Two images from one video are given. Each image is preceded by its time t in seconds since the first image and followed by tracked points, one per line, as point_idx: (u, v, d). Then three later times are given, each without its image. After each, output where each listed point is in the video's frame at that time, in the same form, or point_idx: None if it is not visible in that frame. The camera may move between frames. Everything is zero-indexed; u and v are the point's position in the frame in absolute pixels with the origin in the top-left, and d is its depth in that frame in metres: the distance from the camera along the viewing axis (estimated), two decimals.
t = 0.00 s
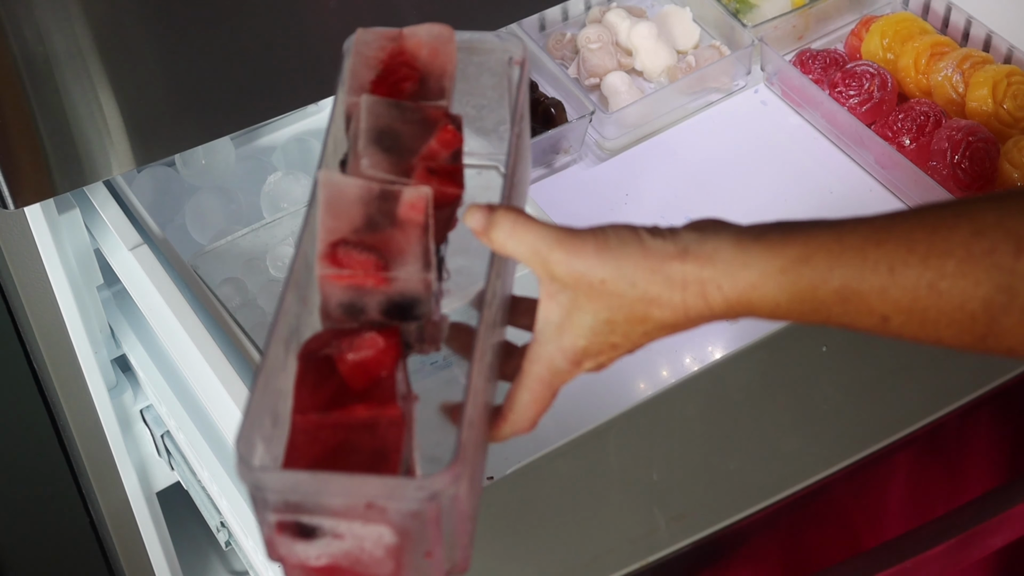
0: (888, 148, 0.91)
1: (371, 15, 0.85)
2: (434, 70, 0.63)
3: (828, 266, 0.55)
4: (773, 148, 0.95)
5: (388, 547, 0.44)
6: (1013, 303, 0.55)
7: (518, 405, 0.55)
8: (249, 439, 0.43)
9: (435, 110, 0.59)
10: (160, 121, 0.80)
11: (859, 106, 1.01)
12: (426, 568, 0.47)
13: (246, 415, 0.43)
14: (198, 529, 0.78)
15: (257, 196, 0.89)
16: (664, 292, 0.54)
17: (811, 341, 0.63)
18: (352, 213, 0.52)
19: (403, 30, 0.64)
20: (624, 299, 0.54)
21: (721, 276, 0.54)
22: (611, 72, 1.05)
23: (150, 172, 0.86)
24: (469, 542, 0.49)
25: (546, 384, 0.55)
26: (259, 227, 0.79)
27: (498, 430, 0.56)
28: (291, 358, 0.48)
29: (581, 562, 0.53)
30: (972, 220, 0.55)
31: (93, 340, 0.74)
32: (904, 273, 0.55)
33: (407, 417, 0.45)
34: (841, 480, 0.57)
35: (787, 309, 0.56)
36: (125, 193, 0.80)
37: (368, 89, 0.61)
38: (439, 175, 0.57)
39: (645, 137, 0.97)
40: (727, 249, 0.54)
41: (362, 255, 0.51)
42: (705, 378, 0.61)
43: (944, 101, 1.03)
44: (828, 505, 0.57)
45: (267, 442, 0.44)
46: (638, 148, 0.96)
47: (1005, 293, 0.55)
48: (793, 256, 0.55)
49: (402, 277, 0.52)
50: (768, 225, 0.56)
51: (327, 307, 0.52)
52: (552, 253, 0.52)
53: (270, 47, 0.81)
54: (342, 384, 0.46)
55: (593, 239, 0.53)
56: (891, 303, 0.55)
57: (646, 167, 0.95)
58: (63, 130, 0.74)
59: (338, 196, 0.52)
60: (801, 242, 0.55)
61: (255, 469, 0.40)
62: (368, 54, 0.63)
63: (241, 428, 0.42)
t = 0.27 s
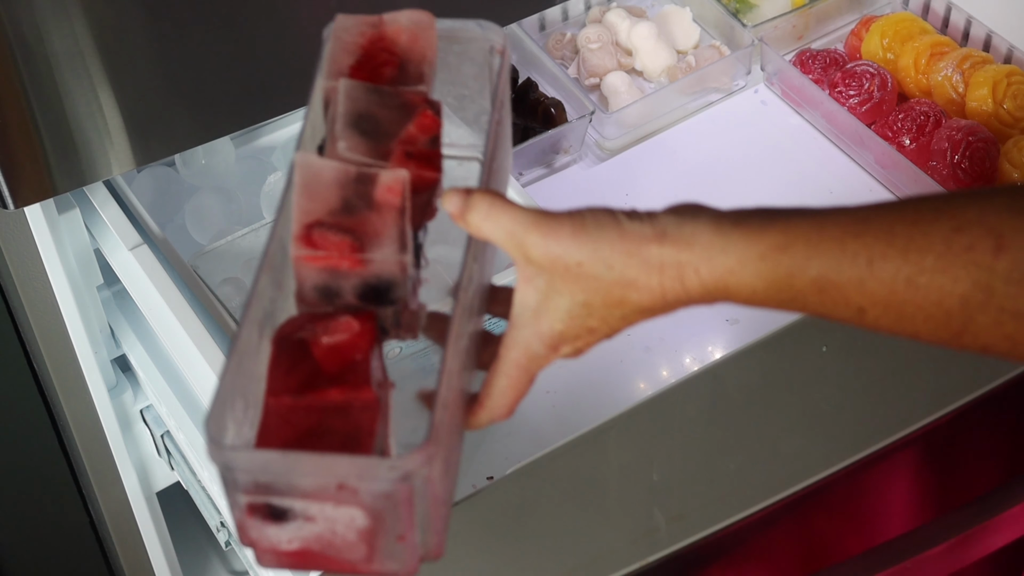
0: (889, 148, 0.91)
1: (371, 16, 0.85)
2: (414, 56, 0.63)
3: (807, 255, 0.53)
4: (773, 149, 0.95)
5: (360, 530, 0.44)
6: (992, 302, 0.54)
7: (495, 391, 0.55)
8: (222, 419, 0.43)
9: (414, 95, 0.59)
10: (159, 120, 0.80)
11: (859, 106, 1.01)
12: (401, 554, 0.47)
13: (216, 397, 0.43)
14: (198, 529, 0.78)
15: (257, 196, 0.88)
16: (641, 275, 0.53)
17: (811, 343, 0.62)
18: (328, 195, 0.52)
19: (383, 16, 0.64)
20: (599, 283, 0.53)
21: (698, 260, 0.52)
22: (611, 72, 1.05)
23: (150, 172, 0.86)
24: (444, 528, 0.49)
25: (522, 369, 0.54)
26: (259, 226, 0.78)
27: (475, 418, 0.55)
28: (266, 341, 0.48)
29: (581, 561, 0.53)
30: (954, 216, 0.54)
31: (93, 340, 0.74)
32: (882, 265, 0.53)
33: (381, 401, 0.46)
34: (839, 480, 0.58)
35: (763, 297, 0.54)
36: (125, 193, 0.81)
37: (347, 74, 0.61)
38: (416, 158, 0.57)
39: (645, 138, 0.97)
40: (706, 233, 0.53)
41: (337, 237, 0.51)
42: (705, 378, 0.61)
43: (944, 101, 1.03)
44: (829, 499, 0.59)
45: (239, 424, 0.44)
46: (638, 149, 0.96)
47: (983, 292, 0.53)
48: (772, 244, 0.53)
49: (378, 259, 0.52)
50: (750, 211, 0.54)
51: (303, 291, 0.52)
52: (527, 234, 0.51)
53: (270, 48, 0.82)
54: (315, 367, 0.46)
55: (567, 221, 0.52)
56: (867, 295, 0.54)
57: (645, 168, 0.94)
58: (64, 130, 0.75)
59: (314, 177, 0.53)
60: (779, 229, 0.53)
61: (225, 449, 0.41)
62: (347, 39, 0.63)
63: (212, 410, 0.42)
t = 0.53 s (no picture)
0: (888, 148, 0.92)
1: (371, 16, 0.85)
2: (392, 29, 0.63)
3: (802, 241, 0.52)
4: (773, 149, 0.95)
5: (345, 518, 0.45)
6: (987, 301, 0.52)
7: (482, 372, 0.55)
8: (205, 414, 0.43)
9: (393, 70, 0.60)
10: (159, 120, 0.80)
11: (859, 106, 1.01)
12: (388, 540, 0.47)
13: (195, 385, 0.43)
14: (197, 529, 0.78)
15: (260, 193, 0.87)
16: (629, 254, 0.53)
17: (810, 343, 0.62)
18: (306, 175, 0.53)
19: None
20: (588, 261, 0.53)
21: (688, 237, 0.52)
22: (611, 71, 1.05)
23: (150, 173, 0.86)
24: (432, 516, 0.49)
25: (508, 350, 0.55)
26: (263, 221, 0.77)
27: (462, 400, 0.56)
28: (246, 324, 0.49)
29: (581, 562, 0.53)
30: (954, 210, 0.52)
31: (92, 340, 0.74)
32: (878, 257, 0.52)
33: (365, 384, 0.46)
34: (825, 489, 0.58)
35: (755, 280, 0.54)
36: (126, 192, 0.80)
37: (324, 50, 0.62)
38: (396, 135, 0.57)
39: (646, 137, 0.97)
40: (697, 213, 0.52)
41: (317, 218, 0.52)
42: (705, 378, 0.61)
43: (944, 102, 1.03)
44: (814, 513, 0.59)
45: (220, 411, 0.45)
46: (639, 148, 0.96)
47: (979, 290, 0.51)
48: (766, 226, 0.52)
49: (359, 241, 0.52)
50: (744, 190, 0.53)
51: (283, 273, 0.53)
52: (511, 212, 0.51)
53: (269, 48, 0.82)
54: (297, 351, 0.46)
55: (554, 199, 0.52)
56: (861, 286, 0.53)
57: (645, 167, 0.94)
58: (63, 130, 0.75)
59: (292, 156, 0.53)
60: (777, 211, 0.52)
61: (206, 437, 0.41)
62: (323, 14, 0.63)
63: (193, 398, 0.43)
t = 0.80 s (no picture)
0: (888, 148, 0.92)
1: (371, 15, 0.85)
2: (386, 30, 0.63)
3: (806, 245, 0.52)
4: (773, 149, 0.95)
5: (334, 528, 0.45)
6: (993, 313, 0.53)
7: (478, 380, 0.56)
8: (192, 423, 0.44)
9: (386, 72, 0.60)
10: (159, 120, 0.80)
11: (859, 106, 1.01)
12: (380, 551, 0.47)
13: (181, 394, 0.44)
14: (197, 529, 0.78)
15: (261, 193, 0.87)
16: (625, 254, 0.52)
17: (811, 343, 0.62)
18: (296, 179, 0.53)
19: None
20: (583, 262, 0.52)
21: (687, 238, 0.52)
22: (611, 72, 1.05)
23: (150, 173, 0.86)
24: (425, 525, 0.49)
25: (505, 356, 0.55)
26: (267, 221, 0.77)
27: (459, 405, 0.57)
28: (239, 332, 0.50)
29: (581, 562, 0.53)
30: (963, 220, 0.52)
31: (93, 340, 0.74)
32: (883, 264, 0.52)
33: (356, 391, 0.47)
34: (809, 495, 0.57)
35: (754, 283, 0.54)
36: (125, 192, 0.80)
37: (317, 52, 0.62)
38: (388, 137, 0.57)
39: (646, 137, 0.97)
40: (696, 211, 0.52)
41: (304, 222, 0.51)
42: (705, 378, 0.61)
43: (944, 102, 1.03)
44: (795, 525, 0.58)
45: (209, 422, 0.46)
46: (639, 148, 0.96)
47: (987, 301, 0.52)
48: (769, 229, 0.52)
49: (348, 245, 0.52)
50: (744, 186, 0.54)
51: (275, 280, 0.53)
52: (504, 215, 0.50)
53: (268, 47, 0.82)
54: (288, 359, 0.48)
55: (548, 200, 0.51)
56: (865, 292, 0.53)
57: (645, 166, 0.94)
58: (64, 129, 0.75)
59: (281, 160, 0.53)
60: (778, 216, 0.52)
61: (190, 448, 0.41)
62: (317, 15, 0.63)
63: (177, 411, 0.43)
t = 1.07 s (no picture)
0: (888, 148, 0.92)
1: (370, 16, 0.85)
2: (375, 14, 0.62)
3: (807, 233, 0.52)
4: (773, 148, 0.95)
5: (339, 522, 0.44)
6: (994, 315, 0.53)
7: (481, 361, 0.56)
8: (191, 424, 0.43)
9: (377, 57, 0.58)
10: (158, 119, 0.80)
11: (859, 106, 1.01)
12: (387, 542, 0.47)
13: (178, 394, 0.42)
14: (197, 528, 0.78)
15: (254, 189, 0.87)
16: (620, 236, 0.51)
17: (812, 343, 0.63)
18: (286, 171, 0.51)
19: None
20: (578, 245, 0.52)
21: (685, 220, 0.51)
22: (611, 72, 1.05)
23: (150, 172, 0.86)
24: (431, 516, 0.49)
25: (505, 340, 0.55)
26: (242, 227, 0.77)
27: (464, 389, 0.57)
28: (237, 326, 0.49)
29: (581, 562, 0.53)
30: (966, 219, 0.53)
31: (93, 340, 0.74)
32: (884, 257, 0.52)
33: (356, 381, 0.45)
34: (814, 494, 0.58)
35: (752, 269, 0.53)
36: (125, 192, 0.80)
37: (305, 40, 0.61)
38: (380, 124, 0.55)
39: (645, 137, 0.97)
40: (694, 193, 0.51)
41: (296, 215, 0.50)
42: (704, 378, 0.61)
43: (944, 102, 1.03)
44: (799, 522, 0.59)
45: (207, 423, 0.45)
46: (639, 148, 0.96)
47: (987, 303, 0.53)
48: (768, 217, 0.51)
49: (342, 236, 0.51)
50: (740, 163, 0.53)
51: (271, 273, 0.53)
52: (497, 200, 0.49)
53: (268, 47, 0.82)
54: (287, 352, 0.46)
55: (540, 182, 0.50)
56: (864, 285, 0.53)
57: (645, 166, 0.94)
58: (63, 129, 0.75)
59: (270, 153, 0.52)
60: (778, 203, 0.51)
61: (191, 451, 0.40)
62: (305, 2, 0.62)
63: (174, 416, 0.42)
